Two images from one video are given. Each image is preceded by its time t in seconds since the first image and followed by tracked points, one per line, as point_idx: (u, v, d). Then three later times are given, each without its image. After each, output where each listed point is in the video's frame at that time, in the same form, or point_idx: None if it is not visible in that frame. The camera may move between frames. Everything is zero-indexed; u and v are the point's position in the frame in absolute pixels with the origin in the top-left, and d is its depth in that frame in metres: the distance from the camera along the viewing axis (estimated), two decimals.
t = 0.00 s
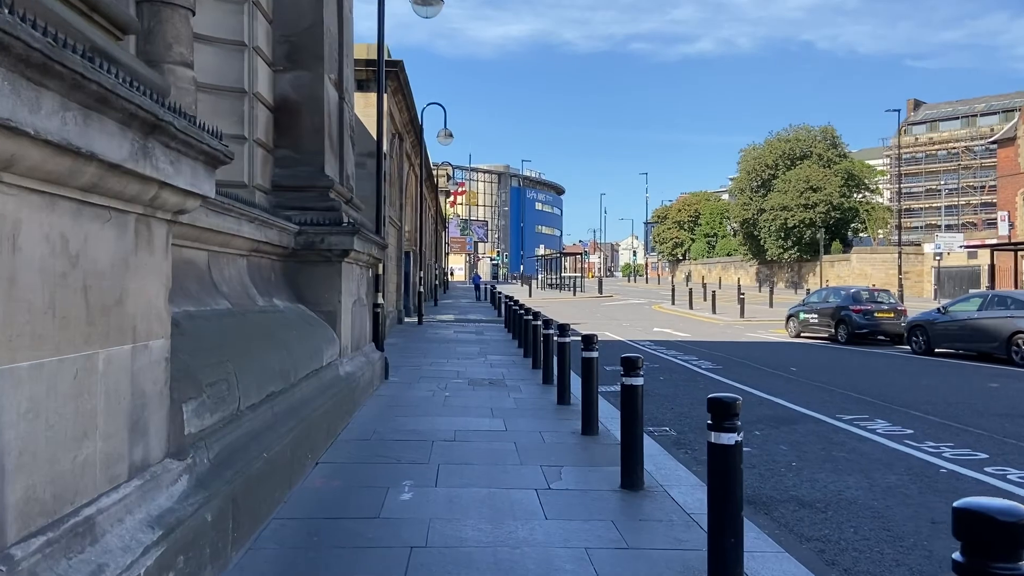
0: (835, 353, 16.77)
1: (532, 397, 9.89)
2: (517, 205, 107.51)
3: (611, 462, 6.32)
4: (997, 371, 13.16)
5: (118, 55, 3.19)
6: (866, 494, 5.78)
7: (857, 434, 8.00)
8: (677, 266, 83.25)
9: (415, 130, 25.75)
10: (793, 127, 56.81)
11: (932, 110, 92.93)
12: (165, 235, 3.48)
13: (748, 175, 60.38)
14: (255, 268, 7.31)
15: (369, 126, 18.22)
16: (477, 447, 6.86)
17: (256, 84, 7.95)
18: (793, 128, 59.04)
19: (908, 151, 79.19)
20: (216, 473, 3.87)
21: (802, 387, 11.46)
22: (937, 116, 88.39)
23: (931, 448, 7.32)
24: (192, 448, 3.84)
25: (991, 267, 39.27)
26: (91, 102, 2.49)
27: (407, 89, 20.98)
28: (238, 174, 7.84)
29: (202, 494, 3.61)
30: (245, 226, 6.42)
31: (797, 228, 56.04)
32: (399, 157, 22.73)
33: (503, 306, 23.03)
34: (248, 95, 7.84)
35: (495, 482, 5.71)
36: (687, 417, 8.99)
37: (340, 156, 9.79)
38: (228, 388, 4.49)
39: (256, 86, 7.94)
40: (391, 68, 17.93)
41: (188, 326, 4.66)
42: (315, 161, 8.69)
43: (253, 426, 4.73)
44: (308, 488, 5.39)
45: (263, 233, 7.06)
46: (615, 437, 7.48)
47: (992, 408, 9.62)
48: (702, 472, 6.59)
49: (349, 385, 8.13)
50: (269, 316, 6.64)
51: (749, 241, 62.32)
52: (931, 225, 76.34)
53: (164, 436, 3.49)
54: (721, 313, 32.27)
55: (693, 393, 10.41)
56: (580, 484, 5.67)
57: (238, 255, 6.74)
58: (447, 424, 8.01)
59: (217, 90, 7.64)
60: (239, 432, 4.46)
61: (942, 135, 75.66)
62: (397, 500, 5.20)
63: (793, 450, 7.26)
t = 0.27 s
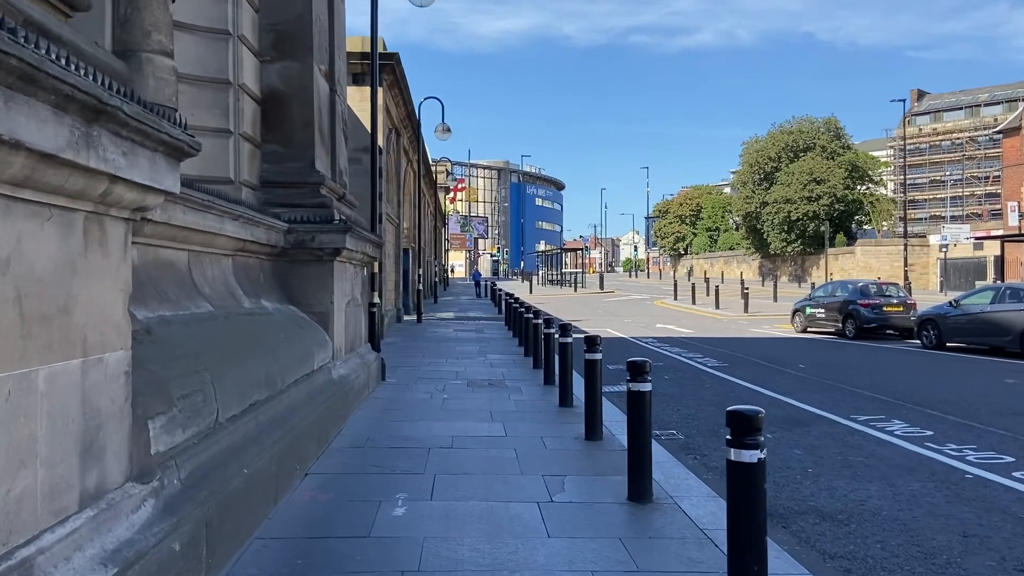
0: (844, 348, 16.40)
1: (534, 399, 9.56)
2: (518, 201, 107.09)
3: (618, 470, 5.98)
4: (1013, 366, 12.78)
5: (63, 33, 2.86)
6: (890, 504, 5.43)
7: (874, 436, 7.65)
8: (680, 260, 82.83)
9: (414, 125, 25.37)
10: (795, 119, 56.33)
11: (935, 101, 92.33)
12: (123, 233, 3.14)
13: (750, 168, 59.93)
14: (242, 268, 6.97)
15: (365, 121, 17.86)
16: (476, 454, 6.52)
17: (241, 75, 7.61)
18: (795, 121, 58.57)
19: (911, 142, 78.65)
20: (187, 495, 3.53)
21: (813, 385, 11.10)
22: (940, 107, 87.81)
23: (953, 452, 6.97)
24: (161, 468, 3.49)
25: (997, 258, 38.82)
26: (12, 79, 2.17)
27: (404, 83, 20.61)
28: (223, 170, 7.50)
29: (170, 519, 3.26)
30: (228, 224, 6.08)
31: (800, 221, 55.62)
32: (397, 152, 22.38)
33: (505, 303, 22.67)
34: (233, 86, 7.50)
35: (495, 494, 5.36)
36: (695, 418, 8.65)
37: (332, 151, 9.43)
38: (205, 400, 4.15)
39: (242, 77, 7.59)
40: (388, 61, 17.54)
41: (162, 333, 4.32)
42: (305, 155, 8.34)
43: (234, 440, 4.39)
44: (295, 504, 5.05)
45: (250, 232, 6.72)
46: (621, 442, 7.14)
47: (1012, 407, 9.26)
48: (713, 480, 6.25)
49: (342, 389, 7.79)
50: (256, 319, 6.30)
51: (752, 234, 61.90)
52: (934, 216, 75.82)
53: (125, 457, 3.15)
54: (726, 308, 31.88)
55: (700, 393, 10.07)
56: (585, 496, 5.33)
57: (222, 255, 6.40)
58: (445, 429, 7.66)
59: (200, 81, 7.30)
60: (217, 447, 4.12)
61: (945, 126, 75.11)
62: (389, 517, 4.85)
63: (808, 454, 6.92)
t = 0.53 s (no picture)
0: (854, 340, 16.04)
1: (537, 395, 9.21)
2: (520, 193, 106.82)
3: (629, 472, 5.63)
4: None
5: None
6: (919, 508, 5.09)
7: (894, 433, 7.30)
8: (683, 252, 82.41)
9: (414, 115, 24.98)
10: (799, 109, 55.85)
11: (939, 90, 91.60)
12: (77, 218, 2.80)
13: (754, 159, 59.42)
14: (230, 260, 6.63)
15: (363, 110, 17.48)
16: (477, 454, 6.19)
17: (229, 58, 7.25)
18: (800, 110, 58.02)
19: (915, 132, 78.04)
20: (157, 508, 3.20)
21: (825, 378, 10.75)
22: (944, 97, 87.10)
23: (979, 450, 6.61)
24: (125, 479, 3.16)
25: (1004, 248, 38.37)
26: None
27: (403, 72, 20.23)
28: (211, 157, 7.15)
29: (134, 536, 2.93)
30: (213, 213, 5.74)
31: (805, 212, 55.15)
32: (397, 143, 22.01)
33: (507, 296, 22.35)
34: (221, 69, 7.14)
35: (497, 498, 5.03)
36: (705, 414, 8.31)
37: (327, 138, 9.08)
38: (181, 402, 3.81)
39: (229, 60, 7.23)
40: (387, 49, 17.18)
41: (134, 329, 3.99)
42: (299, 141, 7.98)
43: (214, 445, 4.05)
44: (283, 511, 4.71)
45: (238, 221, 6.38)
46: (630, 441, 6.80)
47: None
48: (728, 481, 5.91)
49: (338, 386, 7.44)
50: (244, 314, 5.96)
51: (756, 225, 61.45)
52: (939, 206, 75.26)
53: (80, 467, 2.81)
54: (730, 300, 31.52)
55: (710, 388, 9.73)
56: (593, 500, 4.99)
57: (208, 246, 6.06)
58: (446, 427, 7.33)
59: (185, 64, 6.95)
60: (194, 453, 3.79)
61: (949, 115, 74.50)
62: (384, 525, 4.51)
63: (827, 454, 6.57)
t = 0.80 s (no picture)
0: (865, 334, 15.66)
1: (541, 394, 8.87)
2: (524, 186, 106.36)
3: (638, 479, 5.30)
4: None
5: None
6: (950, 518, 4.74)
7: (915, 433, 6.95)
8: (688, 245, 81.91)
9: (416, 107, 24.61)
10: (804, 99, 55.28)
11: (946, 79, 90.72)
12: (17, 209, 2.48)
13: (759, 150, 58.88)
14: (218, 255, 6.31)
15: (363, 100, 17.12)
16: (478, 460, 5.86)
17: (216, 42, 6.90)
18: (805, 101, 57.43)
19: (922, 122, 77.29)
20: (117, 533, 2.88)
21: (838, 374, 10.38)
22: (951, 86, 86.28)
23: (1007, 452, 6.25)
24: (82, 501, 2.85)
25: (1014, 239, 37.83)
26: None
27: (403, 62, 19.84)
28: (198, 146, 6.82)
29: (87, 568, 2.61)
30: (196, 205, 5.42)
31: (811, 204, 54.62)
32: (398, 134, 21.64)
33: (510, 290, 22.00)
34: (207, 54, 6.80)
35: (498, 509, 4.70)
36: (716, 414, 7.96)
37: (322, 127, 8.74)
38: (149, 412, 3.49)
39: (216, 44, 6.89)
40: (385, 38, 16.81)
41: (101, 332, 3.67)
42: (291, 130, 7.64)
43: (189, 457, 3.73)
44: (269, 525, 4.39)
45: (225, 214, 6.05)
46: (639, 443, 6.46)
47: None
48: (743, 486, 5.57)
49: (333, 386, 7.12)
50: (231, 312, 5.64)
51: (761, 217, 60.94)
52: (945, 197, 74.61)
53: (24, 493, 2.49)
54: (736, 292, 31.11)
55: (720, 386, 9.38)
56: (601, 511, 4.66)
57: (192, 240, 5.74)
58: (446, 430, 6.99)
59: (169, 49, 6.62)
60: (164, 467, 3.47)
61: (956, 105, 73.77)
62: (376, 541, 4.18)
63: (847, 456, 6.22)
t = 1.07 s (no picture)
0: (877, 326, 15.30)
1: (545, 387, 8.55)
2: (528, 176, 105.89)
3: (649, 479, 4.97)
4: None
5: None
6: (985, 524, 4.41)
7: (938, 429, 6.62)
8: (693, 235, 81.42)
9: (417, 94, 24.21)
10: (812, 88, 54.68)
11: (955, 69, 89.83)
12: None
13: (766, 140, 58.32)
14: (205, 240, 5.98)
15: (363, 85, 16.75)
16: (477, 457, 5.54)
17: (204, 16, 6.56)
18: (813, 90, 56.83)
19: (930, 112, 76.56)
20: (69, 547, 2.58)
21: (852, 367, 10.04)
22: (960, 76, 85.45)
23: None
24: (28, 510, 2.54)
25: None
26: None
27: (405, 47, 19.46)
28: (184, 127, 6.47)
29: None
30: (179, 187, 5.09)
31: (818, 193, 54.07)
32: (399, 121, 21.23)
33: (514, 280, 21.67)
34: (194, 30, 6.46)
35: (498, 512, 4.38)
36: (728, 408, 7.63)
37: (317, 109, 8.39)
38: (113, 409, 3.18)
39: (205, 19, 6.54)
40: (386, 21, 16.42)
41: (61, 321, 3.35)
42: (284, 111, 7.30)
43: (159, 458, 3.43)
44: (252, 528, 4.08)
45: (211, 197, 5.72)
46: (648, 440, 6.13)
47: None
48: (760, 487, 5.25)
49: (326, 378, 6.80)
50: (214, 300, 5.31)
51: (768, 208, 60.44)
52: (953, 187, 73.96)
53: None
54: (743, 283, 30.73)
55: (730, 379, 9.05)
56: (608, 514, 4.34)
57: (176, 225, 5.40)
58: (443, 424, 6.67)
59: (154, 24, 6.28)
60: (130, 470, 3.17)
61: (965, 94, 73.03)
62: (365, 547, 3.86)
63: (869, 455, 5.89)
